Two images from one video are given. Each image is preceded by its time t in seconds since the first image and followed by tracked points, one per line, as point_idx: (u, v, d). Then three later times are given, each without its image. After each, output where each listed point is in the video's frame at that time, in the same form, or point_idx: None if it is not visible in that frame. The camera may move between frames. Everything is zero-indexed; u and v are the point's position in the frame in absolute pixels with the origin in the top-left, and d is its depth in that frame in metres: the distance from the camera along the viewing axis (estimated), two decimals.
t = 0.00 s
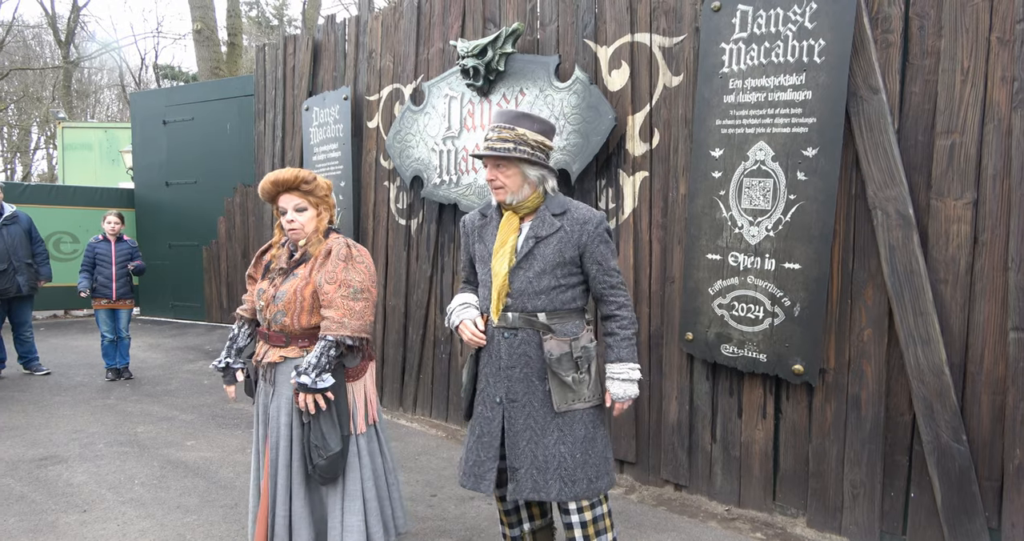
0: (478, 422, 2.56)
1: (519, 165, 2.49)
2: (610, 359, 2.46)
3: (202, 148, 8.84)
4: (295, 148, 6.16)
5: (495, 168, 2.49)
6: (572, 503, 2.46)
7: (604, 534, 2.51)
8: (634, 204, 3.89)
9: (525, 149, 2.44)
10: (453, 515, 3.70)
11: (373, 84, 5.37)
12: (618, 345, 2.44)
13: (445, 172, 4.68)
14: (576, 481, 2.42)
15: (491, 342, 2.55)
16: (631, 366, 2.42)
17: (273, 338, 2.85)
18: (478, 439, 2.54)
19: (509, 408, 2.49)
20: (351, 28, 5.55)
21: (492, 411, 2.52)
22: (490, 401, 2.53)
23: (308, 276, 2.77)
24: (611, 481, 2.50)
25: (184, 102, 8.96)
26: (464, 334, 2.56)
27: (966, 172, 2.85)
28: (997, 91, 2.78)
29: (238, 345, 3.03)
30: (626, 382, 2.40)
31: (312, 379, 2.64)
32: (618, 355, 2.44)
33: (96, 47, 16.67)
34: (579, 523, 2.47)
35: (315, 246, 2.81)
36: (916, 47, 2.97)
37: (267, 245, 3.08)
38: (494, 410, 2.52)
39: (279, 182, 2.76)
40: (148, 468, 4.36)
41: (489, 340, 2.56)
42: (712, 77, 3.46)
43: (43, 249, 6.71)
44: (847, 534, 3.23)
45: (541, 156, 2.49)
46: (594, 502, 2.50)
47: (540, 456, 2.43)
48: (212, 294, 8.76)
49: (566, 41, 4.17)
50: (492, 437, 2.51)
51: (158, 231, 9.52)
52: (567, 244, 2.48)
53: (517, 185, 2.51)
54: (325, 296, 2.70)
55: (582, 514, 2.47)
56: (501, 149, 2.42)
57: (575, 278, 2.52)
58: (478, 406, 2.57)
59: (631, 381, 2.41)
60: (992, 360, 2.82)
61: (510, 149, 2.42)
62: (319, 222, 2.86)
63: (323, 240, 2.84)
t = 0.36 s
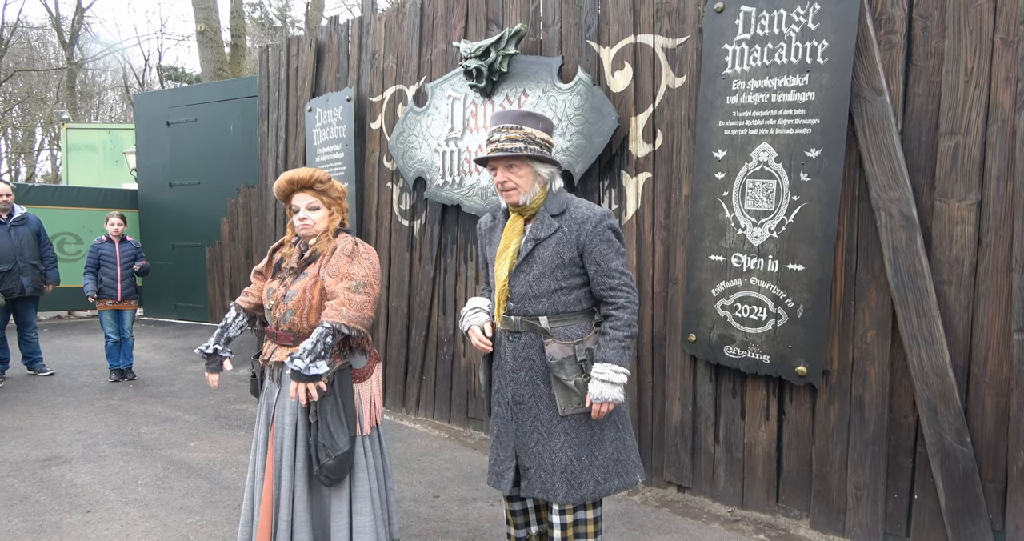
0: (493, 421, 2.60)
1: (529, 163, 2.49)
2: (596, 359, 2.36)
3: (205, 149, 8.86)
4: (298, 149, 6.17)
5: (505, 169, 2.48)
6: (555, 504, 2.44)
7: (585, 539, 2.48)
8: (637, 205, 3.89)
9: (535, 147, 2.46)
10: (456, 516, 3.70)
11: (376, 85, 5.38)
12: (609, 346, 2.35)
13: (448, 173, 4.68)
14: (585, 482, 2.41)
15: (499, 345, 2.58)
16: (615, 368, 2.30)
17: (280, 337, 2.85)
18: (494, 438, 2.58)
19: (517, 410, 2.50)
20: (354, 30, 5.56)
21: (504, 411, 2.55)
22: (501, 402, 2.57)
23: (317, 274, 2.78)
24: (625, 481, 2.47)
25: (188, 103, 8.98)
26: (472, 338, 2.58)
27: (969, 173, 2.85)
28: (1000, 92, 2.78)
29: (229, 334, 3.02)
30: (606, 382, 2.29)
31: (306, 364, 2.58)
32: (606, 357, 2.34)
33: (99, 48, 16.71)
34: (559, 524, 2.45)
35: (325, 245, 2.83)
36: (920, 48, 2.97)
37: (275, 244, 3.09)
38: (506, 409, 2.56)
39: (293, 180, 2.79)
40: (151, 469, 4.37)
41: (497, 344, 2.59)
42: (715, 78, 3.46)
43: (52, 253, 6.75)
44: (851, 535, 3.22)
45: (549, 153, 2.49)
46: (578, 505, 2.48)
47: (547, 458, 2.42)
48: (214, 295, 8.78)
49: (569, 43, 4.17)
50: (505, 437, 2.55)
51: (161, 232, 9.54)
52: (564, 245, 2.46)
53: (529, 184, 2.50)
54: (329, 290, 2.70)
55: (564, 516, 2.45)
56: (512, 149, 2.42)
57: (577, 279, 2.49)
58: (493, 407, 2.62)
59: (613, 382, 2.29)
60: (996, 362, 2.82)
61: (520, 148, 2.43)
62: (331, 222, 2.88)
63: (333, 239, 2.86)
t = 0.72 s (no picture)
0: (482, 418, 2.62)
1: (543, 164, 2.50)
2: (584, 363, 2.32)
3: (209, 151, 8.87)
4: (302, 151, 6.18)
5: (519, 168, 2.50)
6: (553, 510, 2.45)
7: None
8: (641, 206, 3.88)
9: (550, 147, 2.46)
10: (460, 517, 3.70)
11: (379, 87, 5.38)
12: (599, 353, 2.30)
13: (452, 175, 4.68)
14: (565, 488, 2.40)
15: (495, 342, 2.60)
16: (601, 376, 2.25)
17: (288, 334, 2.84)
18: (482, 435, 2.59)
19: (505, 409, 2.51)
20: (358, 31, 5.57)
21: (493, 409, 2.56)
22: (490, 399, 2.58)
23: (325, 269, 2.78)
24: (608, 494, 2.43)
25: (191, 105, 8.99)
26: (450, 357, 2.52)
27: (974, 173, 2.84)
28: (1006, 92, 2.77)
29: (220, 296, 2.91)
30: (588, 389, 2.25)
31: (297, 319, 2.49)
32: (594, 363, 2.29)
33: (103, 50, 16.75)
34: (560, 530, 2.46)
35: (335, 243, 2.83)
36: (924, 48, 2.96)
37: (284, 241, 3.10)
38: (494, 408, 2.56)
39: (309, 179, 2.81)
40: (156, 470, 4.37)
41: (494, 340, 2.61)
42: (719, 79, 3.46)
43: (59, 255, 6.78)
44: (856, 537, 3.21)
45: (564, 154, 2.50)
46: (580, 511, 2.46)
47: (529, 459, 2.43)
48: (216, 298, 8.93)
49: (573, 43, 4.16)
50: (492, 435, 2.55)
51: (165, 234, 9.56)
52: (568, 248, 2.45)
53: (542, 185, 2.51)
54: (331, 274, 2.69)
55: (564, 522, 2.46)
56: (526, 149, 2.43)
57: (577, 283, 2.48)
58: (483, 404, 2.62)
59: (596, 390, 2.24)
60: (1002, 363, 2.81)
61: (535, 148, 2.43)
62: (343, 223, 2.89)
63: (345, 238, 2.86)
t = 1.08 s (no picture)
0: (464, 415, 2.59)
1: (537, 165, 2.51)
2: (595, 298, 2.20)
3: (215, 154, 8.90)
4: (308, 153, 6.19)
5: (513, 169, 2.50)
6: (553, 510, 2.44)
7: None
8: (647, 206, 3.87)
9: (545, 150, 2.46)
10: (468, 519, 3.70)
11: (385, 89, 5.39)
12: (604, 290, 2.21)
13: (457, 176, 4.68)
14: (547, 486, 2.40)
15: (483, 337, 2.58)
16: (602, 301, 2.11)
17: (297, 334, 2.85)
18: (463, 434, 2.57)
19: (490, 403, 2.50)
20: (363, 34, 5.58)
21: (477, 405, 2.54)
22: (475, 393, 2.56)
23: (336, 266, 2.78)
24: (590, 495, 2.42)
25: (197, 107, 9.03)
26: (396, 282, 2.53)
27: (983, 172, 2.82)
28: (1015, 90, 2.75)
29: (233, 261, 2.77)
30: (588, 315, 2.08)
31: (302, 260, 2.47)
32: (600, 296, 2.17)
33: (110, 54, 16.83)
34: (559, 529, 2.45)
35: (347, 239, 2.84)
36: (932, 47, 2.95)
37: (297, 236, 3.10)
38: (479, 405, 2.53)
39: (324, 179, 2.80)
40: (164, 472, 4.39)
41: (482, 335, 2.59)
42: (725, 79, 3.45)
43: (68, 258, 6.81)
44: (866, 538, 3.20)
45: (558, 158, 2.51)
46: (577, 509, 2.48)
47: (513, 455, 2.44)
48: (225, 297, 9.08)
49: (578, 44, 4.16)
50: (474, 432, 2.53)
51: (172, 236, 9.59)
52: (561, 243, 2.45)
53: (535, 186, 2.52)
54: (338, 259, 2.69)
55: (562, 521, 2.45)
56: (522, 151, 2.43)
57: (568, 279, 2.46)
58: (467, 400, 2.60)
59: (596, 312, 2.08)
60: (1012, 362, 2.79)
61: (530, 151, 2.43)
62: (356, 225, 2.89)
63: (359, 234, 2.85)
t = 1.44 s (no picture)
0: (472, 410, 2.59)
1: (556, 164, 2.52)
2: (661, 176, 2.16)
3: (224, 156, 8.94)
4: (316, 154, 6.21)
5: (533, 167, 2.51)
6: (563, 507, 2.43)
7: None
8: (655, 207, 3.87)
9: (564, 149, 2.47)
10: (476, 520, 3.70)
11: (392, 90, 5.40)
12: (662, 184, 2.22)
13: (465, 177, 4.69)
14: (552, 483, 2.40)
15: (494, 331, 2.58)
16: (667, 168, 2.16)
17: (306, 333, 2.86)
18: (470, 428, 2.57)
19: (498, 398, 2.49)
20: (371, 36, 5.59)
21: (484, 400, 2.53)
22: (483, 390, 2.55)
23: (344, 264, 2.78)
24: (594, 495, 2.40)
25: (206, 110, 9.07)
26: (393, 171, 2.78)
27: (994, 172, 2.80)
28: None
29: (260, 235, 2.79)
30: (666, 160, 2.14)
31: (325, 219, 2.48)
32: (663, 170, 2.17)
33: (119, 57, 16.93)
34: (568, 528, 2.45)
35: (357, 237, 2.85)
36: (941, 46, 2.93)
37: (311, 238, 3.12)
38: (485, 399, 2.53)
39: (337, 178, 2.83)
40: (173, 472, 4.41)
41: (493, 329, 2.59)
42: (733, 79, 3.44)
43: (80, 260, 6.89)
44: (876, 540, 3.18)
45: (577, 157, 2.52)
46: (585, 507, 2.48)
47: (519, 450, 2.45)
48: (233, 299, 9.12)
49: (585, 44, 4.16)
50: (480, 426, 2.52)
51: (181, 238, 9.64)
52: (579, 236, 2.46)
53: (554, 184, 2.53)
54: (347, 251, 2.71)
55: (572, 519, 2.45)
56: (541, 150, 2.44)
57: (585, 270, 2.46)
58: (476, 396, 2.60)
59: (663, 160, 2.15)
60: None
61: (550, 150, 2.44)
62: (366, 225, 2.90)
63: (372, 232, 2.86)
